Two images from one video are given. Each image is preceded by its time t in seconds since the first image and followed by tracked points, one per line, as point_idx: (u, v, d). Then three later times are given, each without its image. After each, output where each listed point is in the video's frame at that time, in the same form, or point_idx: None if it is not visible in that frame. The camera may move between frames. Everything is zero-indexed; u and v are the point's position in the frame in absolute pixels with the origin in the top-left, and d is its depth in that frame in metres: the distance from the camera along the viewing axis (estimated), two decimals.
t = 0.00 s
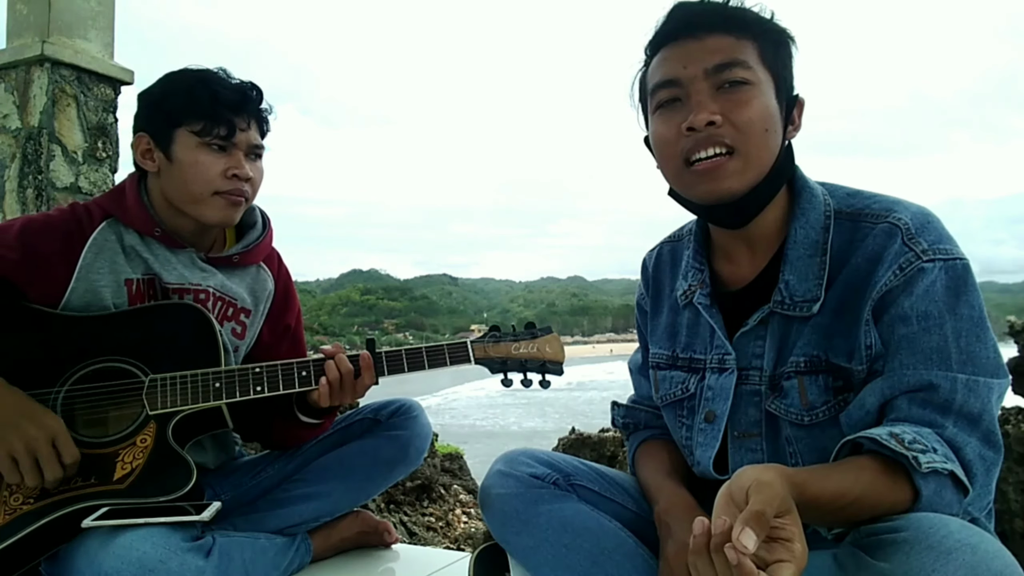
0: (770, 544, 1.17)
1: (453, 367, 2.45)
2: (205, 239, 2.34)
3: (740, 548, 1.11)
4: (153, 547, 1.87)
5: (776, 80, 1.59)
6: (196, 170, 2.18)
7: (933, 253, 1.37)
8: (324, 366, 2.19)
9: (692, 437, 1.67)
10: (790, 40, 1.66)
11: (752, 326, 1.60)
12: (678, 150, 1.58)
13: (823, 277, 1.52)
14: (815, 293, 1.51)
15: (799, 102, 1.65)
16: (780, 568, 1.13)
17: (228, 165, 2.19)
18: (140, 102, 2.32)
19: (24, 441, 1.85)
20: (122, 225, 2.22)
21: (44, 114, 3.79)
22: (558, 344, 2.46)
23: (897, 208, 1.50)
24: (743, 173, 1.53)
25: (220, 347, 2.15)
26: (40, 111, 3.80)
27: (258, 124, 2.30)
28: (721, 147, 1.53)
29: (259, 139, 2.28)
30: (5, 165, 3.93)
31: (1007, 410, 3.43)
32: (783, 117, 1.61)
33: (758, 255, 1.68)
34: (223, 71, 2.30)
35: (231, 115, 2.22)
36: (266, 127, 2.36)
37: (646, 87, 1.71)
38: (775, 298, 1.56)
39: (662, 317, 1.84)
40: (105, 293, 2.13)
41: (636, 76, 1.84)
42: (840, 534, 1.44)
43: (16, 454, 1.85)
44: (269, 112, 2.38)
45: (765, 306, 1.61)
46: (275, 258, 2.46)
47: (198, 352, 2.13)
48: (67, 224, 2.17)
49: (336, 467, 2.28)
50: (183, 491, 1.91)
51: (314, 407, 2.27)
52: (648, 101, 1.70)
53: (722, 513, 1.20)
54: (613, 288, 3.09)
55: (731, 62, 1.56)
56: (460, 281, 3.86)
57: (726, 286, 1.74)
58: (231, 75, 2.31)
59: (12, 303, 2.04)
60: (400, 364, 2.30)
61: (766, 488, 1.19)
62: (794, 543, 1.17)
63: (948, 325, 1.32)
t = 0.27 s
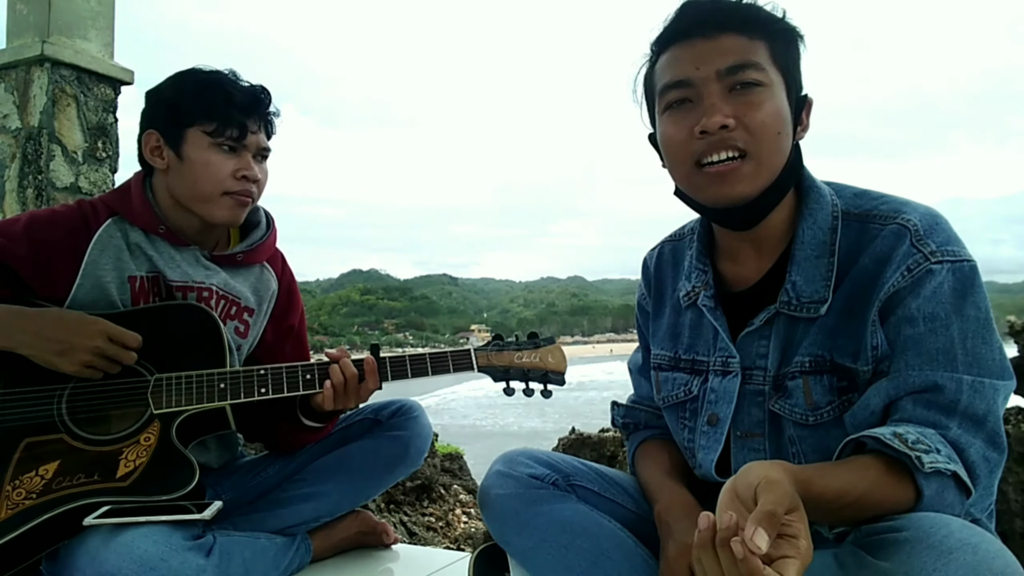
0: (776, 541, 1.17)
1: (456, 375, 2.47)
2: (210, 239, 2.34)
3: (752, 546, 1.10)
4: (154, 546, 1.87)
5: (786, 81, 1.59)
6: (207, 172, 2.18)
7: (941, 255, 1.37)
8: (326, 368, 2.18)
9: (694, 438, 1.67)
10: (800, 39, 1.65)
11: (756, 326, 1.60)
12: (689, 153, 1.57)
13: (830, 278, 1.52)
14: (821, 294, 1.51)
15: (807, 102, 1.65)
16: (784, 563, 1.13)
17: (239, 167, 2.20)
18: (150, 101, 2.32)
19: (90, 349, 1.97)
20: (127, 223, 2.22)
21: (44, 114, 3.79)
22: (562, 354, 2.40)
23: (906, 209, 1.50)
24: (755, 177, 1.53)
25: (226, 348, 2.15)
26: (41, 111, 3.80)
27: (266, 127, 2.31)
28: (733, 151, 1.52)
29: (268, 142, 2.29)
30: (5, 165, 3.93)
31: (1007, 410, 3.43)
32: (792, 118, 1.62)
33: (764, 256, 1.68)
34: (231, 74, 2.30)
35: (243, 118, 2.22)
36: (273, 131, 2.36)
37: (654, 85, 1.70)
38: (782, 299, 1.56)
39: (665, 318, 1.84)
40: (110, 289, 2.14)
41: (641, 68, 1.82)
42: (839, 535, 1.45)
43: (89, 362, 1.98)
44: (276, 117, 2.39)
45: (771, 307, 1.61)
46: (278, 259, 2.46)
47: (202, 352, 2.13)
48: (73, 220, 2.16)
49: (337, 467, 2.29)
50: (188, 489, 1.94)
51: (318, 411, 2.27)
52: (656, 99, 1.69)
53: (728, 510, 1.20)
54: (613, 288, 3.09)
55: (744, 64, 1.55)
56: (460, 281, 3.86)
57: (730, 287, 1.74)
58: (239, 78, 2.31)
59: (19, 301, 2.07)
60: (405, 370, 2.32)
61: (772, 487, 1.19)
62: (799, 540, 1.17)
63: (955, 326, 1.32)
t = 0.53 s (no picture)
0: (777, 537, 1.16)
1: (455, 372, 2.46)
2: (216, 242, 2.34)
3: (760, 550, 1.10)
4: (153, 546, 1.87)
5: (796, 83, 1.59)
6: (219, 177, 2.19)
7: (946, 257, 1.36)
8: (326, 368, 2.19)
9: (695, 440, 1.67)
10: (810, 40, 1.65)
11: (759, 327, 1.60)
12: (697, 153, 1.57)
13: (834, 278, 1.51)
14: (825, 295, 1.51)
15: (816, 103, 1.65)
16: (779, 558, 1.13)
17: (254, 174, 2.21)
18: (161, 104, 2.32)
19: (37, 440, 1.87)
20: (134, 225, 2.22)
21: (44, 114, 3.79)
22: (560, 352, 2.43)
23: (912, 210, 1.49)
24: (763, 179, 1.53)
25: (226, 349, 2.15)
26: (41, 111, 3.80)
27: (280, 135, 2.32)
28: (741, 152, 1.52)
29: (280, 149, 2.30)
30: (5, 165, 3.92)
31: (1007, 410, 3.43)
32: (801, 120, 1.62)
33: (768, 258, 1.68)
34: (246, 82, 2.31)
35: (259, 126, 2.24)
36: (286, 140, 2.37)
37: (663, 82, 1.68)
38: (785, 299, 1.55)
39: (666, 318, 1.84)
40: (112, 294, 2.13)
41: (646, 64, 1.81)
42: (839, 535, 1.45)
43: (30, 453, 1.87)
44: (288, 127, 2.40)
45: (774, 307, 1.60)
46: (279, 266, 2.45)
47: (203, 353, 2.14)
48: (80, 223, 2.17)
49: (338, 467, 2.29)
50: (188, 487, 1.92)
51: (315, 409, 2.29)
52: (663, 96, 1.67)
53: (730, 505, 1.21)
54: (613, 287, 3.09)
55: (756, 65, 1.54)
56: (460, 281, 3.86)
57: (733, 287, 1.74)
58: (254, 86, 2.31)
59: (20, 305, 2.03)
60: (403, 367, 2.31)
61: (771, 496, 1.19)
62: (798, 538, 1.16)
63: (958, 328, 1.32)
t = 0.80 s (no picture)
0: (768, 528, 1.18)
1: (455, 372, 2.46)
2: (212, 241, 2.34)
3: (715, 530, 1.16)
4: (154, 545, 1.87)
5: (797, 84, 1.58)
6: (217, 178, 2.18)
7: (947, 257, 1.37)
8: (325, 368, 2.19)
9: (695, 440, 1.67)
10: (813, 40, 1.64)
11: (759, 327, 1.60)
12: (697, 155, 1.57)
13: (835, 279, 1.51)
14: (826, 295, 1.51)
15: (818, 103, 1.64)
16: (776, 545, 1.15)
17: (243, 170, 2.21)
18: (158, 101, 2.32)
19: (92, 354, 1.97)
20: (130, 223, 2.22)
21: (44, 114, 3.79)
22: (560, 352, 2.43)
23: (913, 211, 1.49)
24: (763, 183, 1.53)
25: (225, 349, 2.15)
26: (40, 111, 3.79)
27: (271, 131, 2.32)
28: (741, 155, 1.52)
29: (273, 146, 2.30)
30: (5, 165, 3.92)
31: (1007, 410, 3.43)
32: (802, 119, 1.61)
33: (768, 258, 1.68)
34: (236, 77, 2.30)
35: (248, 121, 2.23)
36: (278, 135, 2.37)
37: (664, 82, 1.68)
38: (786, 299, 1.55)
39: (666, 318, 1.84)
40: (111, 291, 2.13)
41: (648, 62, 1.81)
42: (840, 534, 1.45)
43: (91, 367, 1.97)
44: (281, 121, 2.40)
45: (774, 307, 1.60)
46: (278, 262, 2.46)
47: (201, 352, 2.14)
48: (77, 221, 2.17)
49: (338, 467, 2.29)
50: (187, 488, 1.93)
51: (316, 410, 2.27)
52: (665, 96, 1.68)
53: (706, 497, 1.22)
54: (614, 288, 3.09)
55: (757, 66, 1.54)
56: (460, 281, 3.86)
57: (733, 287, 1.74)
58: (244, 81, 2.31)
59: (22, 301, 2.07)
60: (403, 367, 2.32)
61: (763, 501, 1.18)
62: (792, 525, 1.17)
63: (959, 328, 1.32)
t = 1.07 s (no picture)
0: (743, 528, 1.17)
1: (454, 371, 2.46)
2: (210, 241, 2.34)
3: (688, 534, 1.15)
4: (153, 546, 1.87)
5: (794, 85, 1.58)
6: (212, 178, 2.18)
7: (946, 255, 1.37)
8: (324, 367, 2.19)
9: (695, 439, 1.67)
10: (812, 41, 1.64)
11: (759, 327, 1.60)
12: (690, 155, 1.57)
13: (835, 278, 1.51)
14: (826, 295, 1.51)
15: (818, 104, 1.65)
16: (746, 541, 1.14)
17: (241, 171, 2.21)
18: (156, 100, 2.32)
19: (63, 402, 1.89)
20: (128, 224, 2.22)
21: (44, 114, 3.79)
22: (559, 348, 2.47)
23: (911, 209, 1.50)
24: (754, 182, 1.53)
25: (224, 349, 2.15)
26: (40, 111, 3.79)
27: (271, 131, 2.31)
28: (733, 155, 1.52)
29: (272, 148, 2.29)
30: (5, 165, 3.92)
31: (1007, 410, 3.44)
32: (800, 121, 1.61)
33: (767, 258, 1.68)
34: (238, 78, 2.30)
35: (247, 122, 2.23)
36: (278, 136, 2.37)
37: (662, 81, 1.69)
38: (786, 299, 1.55)
39: (666, 318, 1.84)
40: (108, 291, 2.13)
41: (648, 61, 1.81)
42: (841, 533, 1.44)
43: (52, 414, 1.89)
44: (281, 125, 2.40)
45: (774, 307, 1.60)
46: (275, 263, 2.46)
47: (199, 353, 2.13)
48: (75, 221, 2.17)
49: (338, 467, 2.29)
50: (188, 485, 1.92)
51: (312, 408, 2.28)
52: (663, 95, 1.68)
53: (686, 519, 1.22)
54: (614, 287, 3.09)
55: (752, 66, 1.54)
56: (460, 281, 3.85)
57: (732, 288, 1.74)
58: (246, 82, 2.31)
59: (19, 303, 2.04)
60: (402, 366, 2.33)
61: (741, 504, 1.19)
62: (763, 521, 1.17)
63: (960, 326, 1.32)
